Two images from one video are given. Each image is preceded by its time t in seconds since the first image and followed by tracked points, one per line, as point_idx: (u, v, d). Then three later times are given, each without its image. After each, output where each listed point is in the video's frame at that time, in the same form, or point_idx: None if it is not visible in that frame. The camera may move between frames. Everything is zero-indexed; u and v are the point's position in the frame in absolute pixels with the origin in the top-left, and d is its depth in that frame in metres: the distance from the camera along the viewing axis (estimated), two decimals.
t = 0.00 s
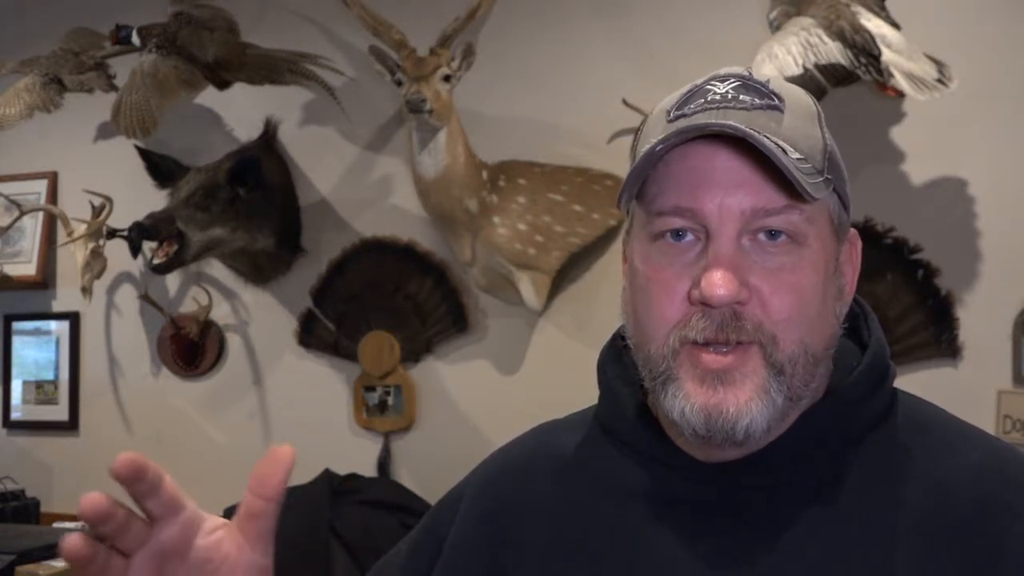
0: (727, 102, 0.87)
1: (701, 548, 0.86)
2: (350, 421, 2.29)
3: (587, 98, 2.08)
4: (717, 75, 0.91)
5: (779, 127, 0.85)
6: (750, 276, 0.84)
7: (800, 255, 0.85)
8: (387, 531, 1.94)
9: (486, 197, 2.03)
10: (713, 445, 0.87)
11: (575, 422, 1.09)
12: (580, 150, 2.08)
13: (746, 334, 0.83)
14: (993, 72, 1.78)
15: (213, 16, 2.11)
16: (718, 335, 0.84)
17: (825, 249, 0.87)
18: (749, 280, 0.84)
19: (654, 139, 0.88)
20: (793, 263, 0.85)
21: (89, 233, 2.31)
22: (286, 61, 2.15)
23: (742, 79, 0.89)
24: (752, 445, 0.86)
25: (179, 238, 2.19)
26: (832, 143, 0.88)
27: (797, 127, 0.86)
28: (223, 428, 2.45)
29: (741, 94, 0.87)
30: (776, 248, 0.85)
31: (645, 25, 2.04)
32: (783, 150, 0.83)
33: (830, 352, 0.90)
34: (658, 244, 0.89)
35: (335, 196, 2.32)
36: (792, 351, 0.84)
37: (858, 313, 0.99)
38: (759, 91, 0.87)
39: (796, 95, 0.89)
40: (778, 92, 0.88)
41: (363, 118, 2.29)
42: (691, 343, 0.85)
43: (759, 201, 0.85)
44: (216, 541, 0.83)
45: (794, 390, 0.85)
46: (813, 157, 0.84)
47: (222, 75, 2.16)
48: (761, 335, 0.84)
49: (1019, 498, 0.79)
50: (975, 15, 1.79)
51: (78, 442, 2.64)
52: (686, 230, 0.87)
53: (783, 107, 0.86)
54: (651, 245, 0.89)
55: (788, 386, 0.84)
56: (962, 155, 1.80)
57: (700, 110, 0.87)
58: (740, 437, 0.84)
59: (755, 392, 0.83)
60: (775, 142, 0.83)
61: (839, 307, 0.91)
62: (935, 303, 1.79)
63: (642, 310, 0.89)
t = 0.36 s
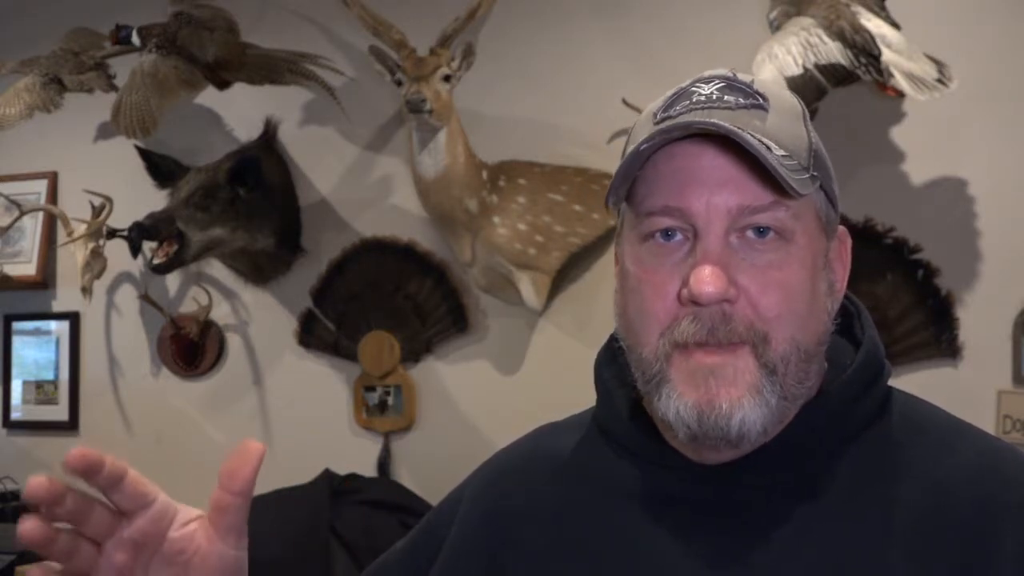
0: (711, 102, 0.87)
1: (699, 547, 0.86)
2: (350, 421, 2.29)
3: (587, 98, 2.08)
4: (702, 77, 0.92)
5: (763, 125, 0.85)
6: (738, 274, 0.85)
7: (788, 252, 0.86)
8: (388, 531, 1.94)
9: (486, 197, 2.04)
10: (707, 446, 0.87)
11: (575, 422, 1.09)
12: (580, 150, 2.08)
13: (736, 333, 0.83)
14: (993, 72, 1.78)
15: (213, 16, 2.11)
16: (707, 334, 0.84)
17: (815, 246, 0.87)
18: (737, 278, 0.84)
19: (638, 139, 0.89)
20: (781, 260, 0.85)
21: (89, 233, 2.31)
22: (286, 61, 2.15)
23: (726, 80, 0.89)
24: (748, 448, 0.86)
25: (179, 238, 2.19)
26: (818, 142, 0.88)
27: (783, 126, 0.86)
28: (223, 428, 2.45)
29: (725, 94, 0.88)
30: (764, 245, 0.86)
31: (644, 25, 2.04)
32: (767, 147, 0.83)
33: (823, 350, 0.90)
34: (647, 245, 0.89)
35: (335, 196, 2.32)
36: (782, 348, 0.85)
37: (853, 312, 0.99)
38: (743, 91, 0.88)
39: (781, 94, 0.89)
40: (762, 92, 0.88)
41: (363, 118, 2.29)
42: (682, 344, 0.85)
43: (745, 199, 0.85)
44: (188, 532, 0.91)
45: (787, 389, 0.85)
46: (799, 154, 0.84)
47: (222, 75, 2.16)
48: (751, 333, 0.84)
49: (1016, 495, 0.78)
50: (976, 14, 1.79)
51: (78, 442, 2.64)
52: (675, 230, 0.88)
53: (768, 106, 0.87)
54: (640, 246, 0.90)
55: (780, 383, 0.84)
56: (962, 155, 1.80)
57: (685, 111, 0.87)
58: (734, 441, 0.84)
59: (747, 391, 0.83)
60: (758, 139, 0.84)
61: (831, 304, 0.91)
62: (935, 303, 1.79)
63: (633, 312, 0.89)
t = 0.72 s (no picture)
0: (708, 102, 0.87)
1: (697, 547, 0.86)
2: (350, 421, 2.29)
3: (587, 98, 2.08)
4: (700, 77, 0.91)
5: (758, 124, 0.85)
6: (735, 271, 0.85)
7: (785, 250, 0.86)
8: (388, 532, 1.93)
9: (486, 197, 2.04)
10: (704, 440, 0.88)
11: (573, 421, 1.09)
12: (580, 150, 2.08)
13: (733, 329, 0.84)
14: (994, 72, 1.77)
15: (213, 16, 2.11)
16: (704, 330, 0.84)
17: (812, 244, 0.87)
18: (734, 275, 0.84)
19: (633, 138, 0.89)
20: (778, 258, 0.85)
21: (89, 233, 2.32)
22: (286, 62, 2.17)
23: (724, 80, 0.89)
24: (745, 438, 0.87)
25: (179, 238, 2.20)
26: (815, 141, 0.88)
27: (779, 125, 0.86)
28: (223, 428, 2.45)
29: (722, 94, 0.87)
30: (762, 244, 0.86)
31: (644, 25, 2.04)
32: (762, 145, 0.83)
33: (820, 347, 0.90)
34: (645, 244, 0.89)
35: (335, 196, 2.32)
36: (779, 344, 0.85)
37: (853, 312, 0.99)
38: (741, 91, 0.87)
39: (778, 94, 0.89)
40: (759, 91, 0.88)
41: (363, 118, 2.29)
42: (679, 340, 0.85)
43: (742, 197, 0.85)
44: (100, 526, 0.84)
45: (784, 382, 0.85)
46: (795, 153, 0.84)
47: (222, 74, 2.15)
48: (747, 330, 0.84)
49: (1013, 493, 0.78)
50: (976, 14, 1.79)
51: (78, 442, 2.64)
52: (672, 229, 0.87)
53: (764, 105, 0.86)
54: (638, 245, 0.90)
55: (776, 379, 0.85)
56: (962, 155, 1.79)
57: (681, 110, 0.87)
58: (730, 430, 0.84)
59: (744, 387, 0.84)
60: (753, 137, 0.83)
61: (828, 300, 0.91)
62: (935, 303, 1.79)
63: (631, 308, 0.90)
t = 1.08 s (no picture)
0: (696, 99, 0.87)
1: (693, 547, 0.86)
2: (350, 421, 2.29)
3: (587, 98, 2.08)
4: (687, 77, 0.92)
5: (746, 117, 0.85)
6: (725, 262, 0.84)
7: (774, 241, 0.85)
8: (388, 532, 1.93)
9: (486, 197, 2.04)
10: (698, 433, 0.87)
11: (573, 420, 1.09)
12: (580, 150, 2.08)
13: (724, 319, 0.83)
14: (994, 72, 1.77)
15: (213, 16, 2.11)
16: (695, 320, 0.84)
17: (802, 236, 0.87)
18: (724, 265, 0.84)
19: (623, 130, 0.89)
20: (768, 249, 0.85)
21: (89, 233, 2.32)
22: (286, 61, 2.18)
23: (711, 79, 0.89)
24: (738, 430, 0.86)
25: (179, 238, 2.20)
26: (803, 137, 0.87)
27: (766, 120, 0.85)
28: (223, 428, 2.45)
29: (709, 91, 0.88)
30: (751, 235, 0.85)
31: (644, 25, 2.04)
32: (749, 135, 0.83)
33: (813, 342, 0.90)
34: (636, 238, 0.89)
35: (335, 196, 2.32)
36: (771, 334, 0.84)
37: (847, 312, 0.99)
38: (728, 89, 0.87)
39: (766, 93, 0.89)
40: (746, 90, 0.88)
41: (363, 118, 2.29)
42: (670, 331, 0.85)
43: (731, 188, 0.85)
44: None
45: (777, 373, 0.85)
46: (783, 147, 0.84)
47: (222, 74, 2.15)
48: (738, 319, 0.83)
49: (1008, 494, 0.78)
50: (976, 14, 1.79)
51: (78, 442, 2.64)
52: (662, 222, 0.88)
53: (751, 102, 0.86)
54: (629, 240, 0.90)
55: (769, 369, 0.84)
56: (962, 155, 1.79)
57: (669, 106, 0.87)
58: (723, 421, 0.84)
59: (736, 376, 0.83)
60: (740, 127, 0.84)
61: (820, 295, 0.90)
62: (935, 303, 1.79)
63: (623, 303, 0.90)
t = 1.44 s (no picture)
0: (691, 109, 0.87)
1: (697, 548, 0.86)
2: (350, 421, 2.29)
3: (587, 98, 2.08)
4: (685, 80, 0.91)
5: (740, 131, 0.84)
6: (720, 280, 0.85)
7: (770, 257, 0.85)
8: (388, 532, 1.93)
9: (486, 197, 2.04)
10: (697, 447, 0.88)
11: (574, 419, 1.09)
12: (580, 150, 2.08)
13: (717, 339, 0.84)
14: (994, 72, 1.77)
15: (213, 16, 2.11)
16: (690, 340, 0.84)
17: (799, 249, 0.87)
18: (719, 285, 0.84)
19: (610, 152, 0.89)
20: (763, 265, 0.85)
21: (89, 233, 2.32)
22: (286, 62, 2.18)
23: (708, 84, 0.88)
24: (736, 444, 0.87)
25: (179, 238, 2.20)
26: (803, 141, 0.86)
27: (762, 129, 0.84)
28: (223, 428, 2.45)
29: (706, 99, 0.87)
30: (746, 252, 0.85)
31: (644, 25, 2.04)
32: (738, 155, 0.82)
33: (814, 349, 0.90)
34: (631, 255, 0.89)
35: (335, 196, 2.32)
36: (766, 352, 0.84)
37: (851, 311, 0.99)
38: (724, 95, 0.86)
39: (766, 92, 0.87)
40: (744, 94, 0.86)
41: (363, 118, 2.29)
42: (665, 351, 0.85)
43: (724, 206, 0.85)
44: None
45: (774, 389, 0.85)
46: (778, 159, 0.83)
47: (222, 74, 2.15)
48: (733, 340, 0.84)
49: (1011, 495, 0.77)
50: (976, 14, 1.79)
51: (78, 442, 2.64)
52: (656, 240, 0.88)
53: (749, 109, 0.85)
54: (625, 255, 0.90)
55: (765, 386, 0.85)
56: (962, 155, 1.79)
57: (663, 118, 0.87)
58: (719, 438, 0.85)
59: (731, 396, 0.84)
60: (729, 147, 0.82)
61: (821, 302, 0.90)
62: (935, 303, 1.79)
63: (620, 318, 0.90)
